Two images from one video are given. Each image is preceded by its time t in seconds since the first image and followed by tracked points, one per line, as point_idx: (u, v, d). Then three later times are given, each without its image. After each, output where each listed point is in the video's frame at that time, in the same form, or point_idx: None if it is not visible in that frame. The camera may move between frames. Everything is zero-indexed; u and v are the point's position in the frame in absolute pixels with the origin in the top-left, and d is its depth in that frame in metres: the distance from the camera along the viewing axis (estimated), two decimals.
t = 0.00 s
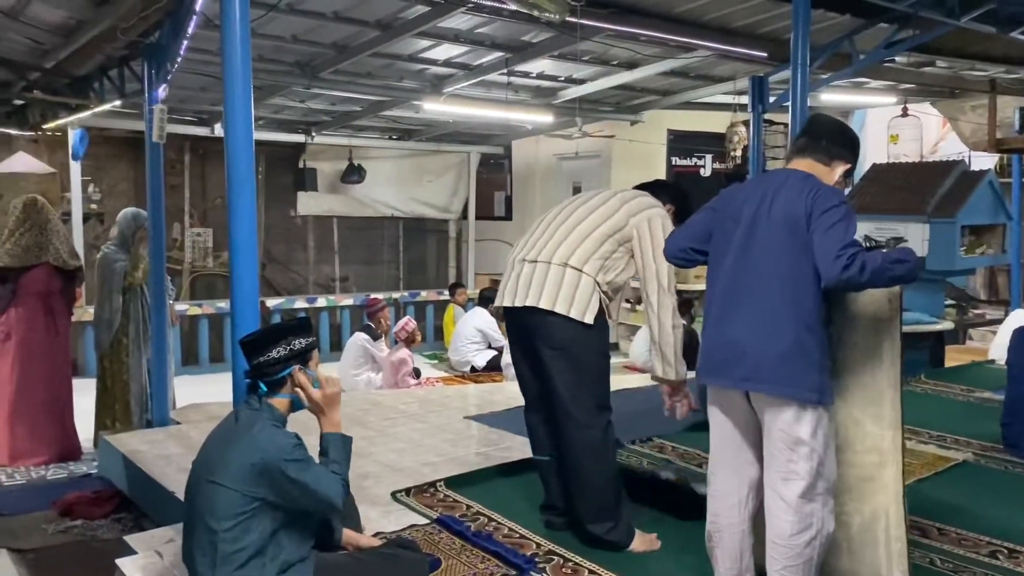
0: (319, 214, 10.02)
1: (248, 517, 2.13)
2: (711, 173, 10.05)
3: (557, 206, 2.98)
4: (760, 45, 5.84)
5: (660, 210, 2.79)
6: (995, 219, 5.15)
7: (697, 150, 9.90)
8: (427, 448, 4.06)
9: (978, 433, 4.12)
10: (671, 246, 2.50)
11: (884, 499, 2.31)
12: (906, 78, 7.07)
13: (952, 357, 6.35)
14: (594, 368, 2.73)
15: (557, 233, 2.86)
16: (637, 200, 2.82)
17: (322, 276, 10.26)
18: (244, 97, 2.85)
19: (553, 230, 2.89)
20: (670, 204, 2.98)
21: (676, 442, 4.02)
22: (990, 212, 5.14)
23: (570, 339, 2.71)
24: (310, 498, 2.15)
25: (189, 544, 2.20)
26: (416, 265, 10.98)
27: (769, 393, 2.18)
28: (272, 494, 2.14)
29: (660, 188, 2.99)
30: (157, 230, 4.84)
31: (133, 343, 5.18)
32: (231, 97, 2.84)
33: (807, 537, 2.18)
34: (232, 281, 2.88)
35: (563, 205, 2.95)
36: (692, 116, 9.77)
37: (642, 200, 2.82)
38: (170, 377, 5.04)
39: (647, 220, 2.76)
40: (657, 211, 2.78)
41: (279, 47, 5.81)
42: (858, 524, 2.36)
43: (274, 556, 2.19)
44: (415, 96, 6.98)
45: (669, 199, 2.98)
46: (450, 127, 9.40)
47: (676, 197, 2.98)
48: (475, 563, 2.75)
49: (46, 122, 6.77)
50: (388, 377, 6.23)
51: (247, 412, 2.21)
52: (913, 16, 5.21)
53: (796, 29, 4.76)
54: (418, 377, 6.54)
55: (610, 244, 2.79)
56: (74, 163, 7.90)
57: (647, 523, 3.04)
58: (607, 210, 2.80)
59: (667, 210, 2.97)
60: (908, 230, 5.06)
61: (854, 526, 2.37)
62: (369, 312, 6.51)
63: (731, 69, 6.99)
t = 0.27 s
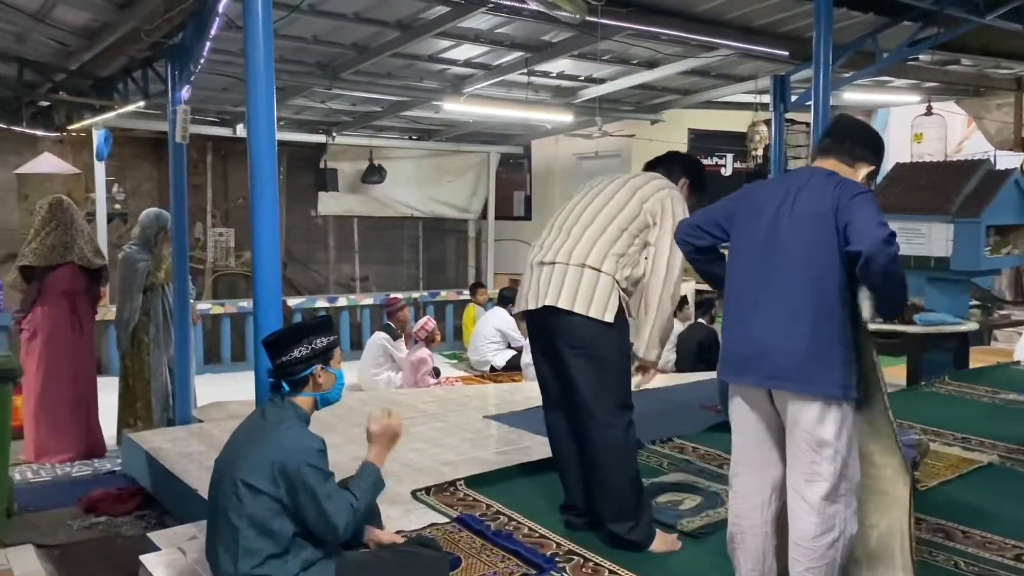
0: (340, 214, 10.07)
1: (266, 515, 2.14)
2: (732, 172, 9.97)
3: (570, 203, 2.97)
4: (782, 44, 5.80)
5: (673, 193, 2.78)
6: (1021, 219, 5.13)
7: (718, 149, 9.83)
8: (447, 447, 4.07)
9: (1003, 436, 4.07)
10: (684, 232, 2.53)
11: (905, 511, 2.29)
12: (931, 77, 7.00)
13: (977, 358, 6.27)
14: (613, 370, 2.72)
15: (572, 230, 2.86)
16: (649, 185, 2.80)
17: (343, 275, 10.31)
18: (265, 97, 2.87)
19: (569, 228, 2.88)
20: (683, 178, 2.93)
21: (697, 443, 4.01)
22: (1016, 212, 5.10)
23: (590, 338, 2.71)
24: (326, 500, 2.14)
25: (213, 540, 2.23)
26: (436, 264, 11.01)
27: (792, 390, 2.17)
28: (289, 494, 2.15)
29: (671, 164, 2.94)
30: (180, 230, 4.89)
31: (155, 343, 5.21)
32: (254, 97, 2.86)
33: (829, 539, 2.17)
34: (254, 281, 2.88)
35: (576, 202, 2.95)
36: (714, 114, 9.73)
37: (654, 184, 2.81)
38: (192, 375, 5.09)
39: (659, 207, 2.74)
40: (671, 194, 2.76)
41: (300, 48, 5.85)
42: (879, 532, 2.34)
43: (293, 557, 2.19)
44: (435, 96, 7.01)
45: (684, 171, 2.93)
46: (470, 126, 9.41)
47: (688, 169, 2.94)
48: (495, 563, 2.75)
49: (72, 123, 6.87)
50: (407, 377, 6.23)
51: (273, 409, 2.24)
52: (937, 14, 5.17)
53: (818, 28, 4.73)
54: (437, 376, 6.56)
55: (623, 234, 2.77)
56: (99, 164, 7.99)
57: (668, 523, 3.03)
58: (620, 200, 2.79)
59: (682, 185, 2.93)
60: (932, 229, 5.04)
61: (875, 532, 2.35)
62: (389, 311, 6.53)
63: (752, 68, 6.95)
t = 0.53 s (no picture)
0: (359, 214, 10.11)
1: (288, 514, 2.16)
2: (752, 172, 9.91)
3: (580, 199, 2.98)
4: (802, 43, 5.77)
5: (681, 166, 2.77)
6: None
7: (737, 149, 9.78)
8: (465, 446, 4.08)
9: None
10: (705, 231, 2.52)
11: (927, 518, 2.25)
12: (954, 75, 6.93)
13: (1000, 360, 6.20)
14: (643, 364, 2.72)
15: (589, 228, 2.86)
16: (655, 164, 2.80)
17: (361, 276, 10.34)
18: (286, 99, 2.89)
19: (585, 225, 2.88)
20: (685, 137, 2.89)
21: (716, 444, 3.99)
22: None
23: (618, 338, 2.71)
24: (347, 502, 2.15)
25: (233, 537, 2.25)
26: (454, 264, 11.03)
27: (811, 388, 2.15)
28: (310, 495, 2.16)
29: (670, 125, 2.88)
30: (201, 229, 4.93)
31: (173, 343, 5.24)
32: (275, 100, 2.88)
33: (851, 542, 2.14)
34: (277, 281, 2.90)
35: (586, 197, 2.95)
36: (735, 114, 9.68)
37: (659, 161, 2.80)
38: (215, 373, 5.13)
39: (669, 188, 2.73)
40: (678, 167, 2.76)
41: (320, 49, 5.89)
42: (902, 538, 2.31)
43: (313, 557, 2.21)
44: (453, 96, 7.02)
45: (685, 128, 2.88)
46: (488, 127, 9.42)
47: (690, 126, 2.88)
48: (514, 562, 2.75)
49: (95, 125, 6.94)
50: (426, 376, 6.22)
51: (297, 408, 2.27)
52: (960, 11, 5.12)
53: (840, 26, 4.70)
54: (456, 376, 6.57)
55: (638, 224, 2.77)
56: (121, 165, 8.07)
57: (687, 524, 3.02)
58: (630, 187, 2.81)
59: (686, 143, 2.88)
60: (955, 229, 5.03)
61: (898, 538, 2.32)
62: (407, 310, 6.55)
63: (772, 67, 6.91)
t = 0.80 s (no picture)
0: (377, 214, 10.15)
1: (309, 512, 2.17)
2: (770, 172, 9.86)
3: (592, 199, 2.97)
4: (822, 41, 5.73)
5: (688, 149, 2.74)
6: None
7: (756, 148, 9.73)
8: (482, 446, 4.08)
9: None
10: (731, 219, 2.47)
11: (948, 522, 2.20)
12: (975, 73, 6.87)
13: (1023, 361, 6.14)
14: (670, 362, 2.71)
15: (608, 228, 2.86)
16: (660, 150, 2.77)
17: (379, 276, 10.39)
18: (305, 101, 2.89)
19: (604, 226, 2.88)
20: (683, 108, 2.81)
21: (734, 444, 3.98)
22: None
23: (645, 337, 2.70)
24: (370, 502, 2.16)
25: (255, 531, 2.27)
26: (471, 264, 11.05)
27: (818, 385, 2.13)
28: (332, 494, 2.16)
29: (664, 99, 2.80)
30: (221, 229, 4.96)
31: (193, 342, 5.27)
32: (295, 99, 2.88)
33: (869, 547, 2.11)
34: (297, 281, 2.88)
35: (598, 196, 2.94)
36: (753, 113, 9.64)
37: (664, 146, 2.77)
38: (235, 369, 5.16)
39: (678, 175, 2.72)
40: (685, 151, 2.73)
41: (339, 50, 5.92)
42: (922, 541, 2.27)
43: (333, 554, 2.22)
44: (471, 96, 7.04)
45: (680, 97, 2.79)
46: (506, 127, 9.42)
47: (685, 95, 2.79)
48: (532, 562, 2.75)
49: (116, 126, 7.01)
50: (443, 376, 6.24)
51: (322, 406, 2.29)
52: (983, 9, 5.08)
53: (861, 24, 4.67)
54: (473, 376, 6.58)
55: (653, 216, 2.77)
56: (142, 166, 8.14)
57: (705, 525, 3.00)
58: (636, 182, 2.80)
59: (684, 113, 2.81)
60: (977, 229, 5.12)
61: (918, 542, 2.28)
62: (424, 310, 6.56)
63: (791, 66, 6.87)
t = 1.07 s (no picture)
0: (393, 214, 10.19)
1: (330, 509, 2.17)
2: (788, 171, 9.81)
3: (605, 201, 2.97)
4: (840, 40, 5.70)
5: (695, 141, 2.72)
6: None
7: (774, 147, 9.68)
8: (499, 446, 4.09)
9: None
10: (753, 208, 2.47)
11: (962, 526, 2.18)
12: (997, 71, 6.80)
13: None
14: (690, 361, 2.70)
15: (624, 229, 2.86)
16: (668, 147, 2.75)
17: (395, 276, 10.44)
18: (323, 99, 2.88)
19: (620, 227, 2.89)
20: (683, 96, 2.76)
21: (751, 445, 3.96)
22: None
23: (665, 336, 2.69)
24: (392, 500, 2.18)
25: (275, 527, 2.28)
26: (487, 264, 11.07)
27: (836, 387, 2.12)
28: (355, 491, 2.18)
29: (662, 90, 2.76)
30: (239, 229, 4.98)
31: (217, 339, 5.32)
32: (312, 98, 2.87)
33: (886, 551, 2.09)
34: (314, 280, 2.86)
35: (610, 197, 2.94)
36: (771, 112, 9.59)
37: (670, 141, 2.75)
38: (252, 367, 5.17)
39: (686, 170, 2.71)
40: (692, 144, 2.71)
41: (357, 51, 5.95)
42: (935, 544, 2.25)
43: (353, 552, 2.23)
44: (487, 96, 7.05)
45: (679, 87, 2.75)
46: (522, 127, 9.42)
47: (684, 84, 2.74)
48: (549, 562, 2.75)
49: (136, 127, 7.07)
50: (460, 376, 6.26)
51: (345, 404, 2.30)
52: (1004, 6, 5.03)
53: (880, 22, 4.64)
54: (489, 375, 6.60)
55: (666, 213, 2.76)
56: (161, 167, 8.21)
57: (722, 526, 2.99)
58: (642, 182, 2.80)
59: (686, 102, 2.77)
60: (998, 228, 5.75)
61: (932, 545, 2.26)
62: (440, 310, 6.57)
63: (809, 65, 6.83)
